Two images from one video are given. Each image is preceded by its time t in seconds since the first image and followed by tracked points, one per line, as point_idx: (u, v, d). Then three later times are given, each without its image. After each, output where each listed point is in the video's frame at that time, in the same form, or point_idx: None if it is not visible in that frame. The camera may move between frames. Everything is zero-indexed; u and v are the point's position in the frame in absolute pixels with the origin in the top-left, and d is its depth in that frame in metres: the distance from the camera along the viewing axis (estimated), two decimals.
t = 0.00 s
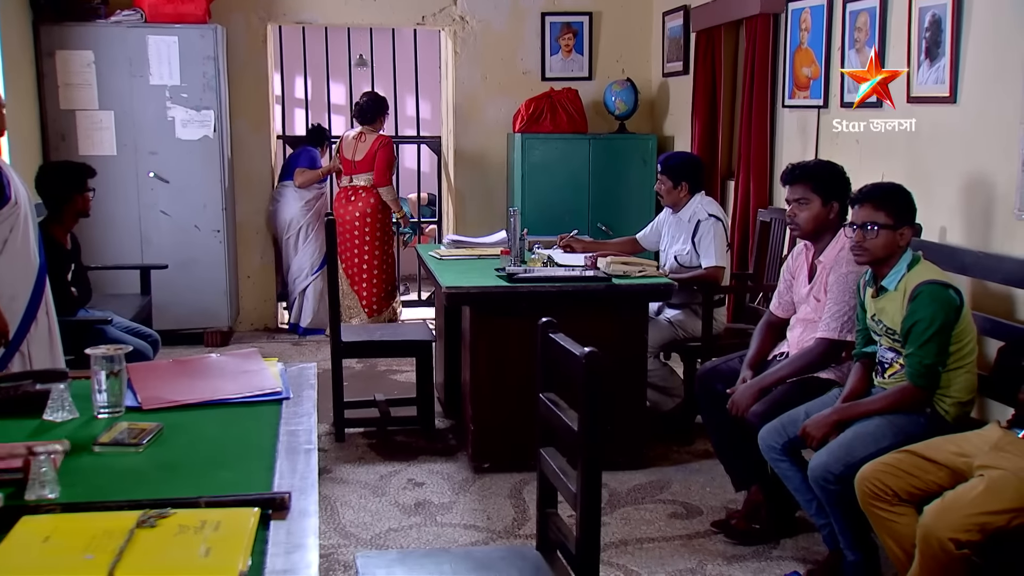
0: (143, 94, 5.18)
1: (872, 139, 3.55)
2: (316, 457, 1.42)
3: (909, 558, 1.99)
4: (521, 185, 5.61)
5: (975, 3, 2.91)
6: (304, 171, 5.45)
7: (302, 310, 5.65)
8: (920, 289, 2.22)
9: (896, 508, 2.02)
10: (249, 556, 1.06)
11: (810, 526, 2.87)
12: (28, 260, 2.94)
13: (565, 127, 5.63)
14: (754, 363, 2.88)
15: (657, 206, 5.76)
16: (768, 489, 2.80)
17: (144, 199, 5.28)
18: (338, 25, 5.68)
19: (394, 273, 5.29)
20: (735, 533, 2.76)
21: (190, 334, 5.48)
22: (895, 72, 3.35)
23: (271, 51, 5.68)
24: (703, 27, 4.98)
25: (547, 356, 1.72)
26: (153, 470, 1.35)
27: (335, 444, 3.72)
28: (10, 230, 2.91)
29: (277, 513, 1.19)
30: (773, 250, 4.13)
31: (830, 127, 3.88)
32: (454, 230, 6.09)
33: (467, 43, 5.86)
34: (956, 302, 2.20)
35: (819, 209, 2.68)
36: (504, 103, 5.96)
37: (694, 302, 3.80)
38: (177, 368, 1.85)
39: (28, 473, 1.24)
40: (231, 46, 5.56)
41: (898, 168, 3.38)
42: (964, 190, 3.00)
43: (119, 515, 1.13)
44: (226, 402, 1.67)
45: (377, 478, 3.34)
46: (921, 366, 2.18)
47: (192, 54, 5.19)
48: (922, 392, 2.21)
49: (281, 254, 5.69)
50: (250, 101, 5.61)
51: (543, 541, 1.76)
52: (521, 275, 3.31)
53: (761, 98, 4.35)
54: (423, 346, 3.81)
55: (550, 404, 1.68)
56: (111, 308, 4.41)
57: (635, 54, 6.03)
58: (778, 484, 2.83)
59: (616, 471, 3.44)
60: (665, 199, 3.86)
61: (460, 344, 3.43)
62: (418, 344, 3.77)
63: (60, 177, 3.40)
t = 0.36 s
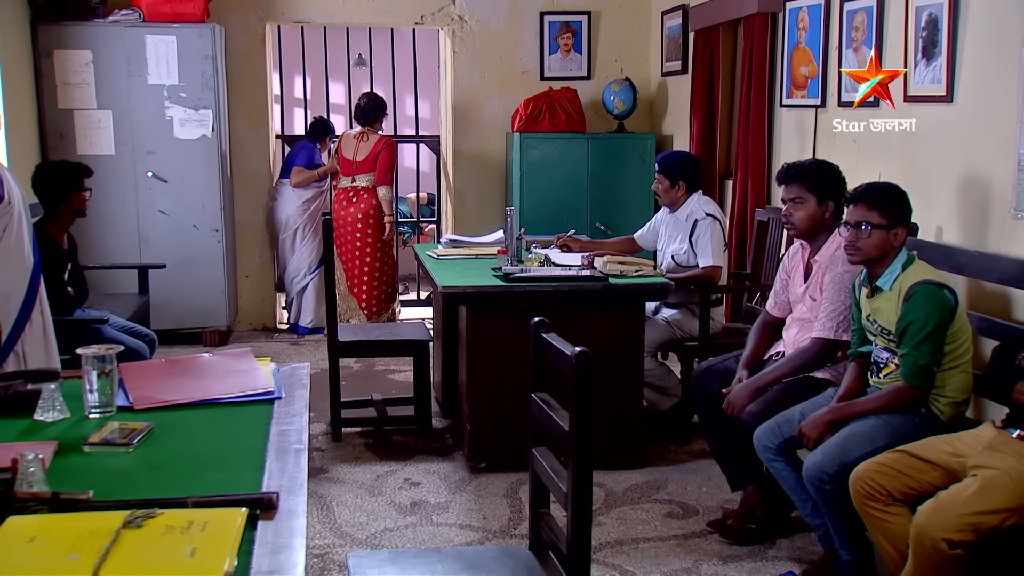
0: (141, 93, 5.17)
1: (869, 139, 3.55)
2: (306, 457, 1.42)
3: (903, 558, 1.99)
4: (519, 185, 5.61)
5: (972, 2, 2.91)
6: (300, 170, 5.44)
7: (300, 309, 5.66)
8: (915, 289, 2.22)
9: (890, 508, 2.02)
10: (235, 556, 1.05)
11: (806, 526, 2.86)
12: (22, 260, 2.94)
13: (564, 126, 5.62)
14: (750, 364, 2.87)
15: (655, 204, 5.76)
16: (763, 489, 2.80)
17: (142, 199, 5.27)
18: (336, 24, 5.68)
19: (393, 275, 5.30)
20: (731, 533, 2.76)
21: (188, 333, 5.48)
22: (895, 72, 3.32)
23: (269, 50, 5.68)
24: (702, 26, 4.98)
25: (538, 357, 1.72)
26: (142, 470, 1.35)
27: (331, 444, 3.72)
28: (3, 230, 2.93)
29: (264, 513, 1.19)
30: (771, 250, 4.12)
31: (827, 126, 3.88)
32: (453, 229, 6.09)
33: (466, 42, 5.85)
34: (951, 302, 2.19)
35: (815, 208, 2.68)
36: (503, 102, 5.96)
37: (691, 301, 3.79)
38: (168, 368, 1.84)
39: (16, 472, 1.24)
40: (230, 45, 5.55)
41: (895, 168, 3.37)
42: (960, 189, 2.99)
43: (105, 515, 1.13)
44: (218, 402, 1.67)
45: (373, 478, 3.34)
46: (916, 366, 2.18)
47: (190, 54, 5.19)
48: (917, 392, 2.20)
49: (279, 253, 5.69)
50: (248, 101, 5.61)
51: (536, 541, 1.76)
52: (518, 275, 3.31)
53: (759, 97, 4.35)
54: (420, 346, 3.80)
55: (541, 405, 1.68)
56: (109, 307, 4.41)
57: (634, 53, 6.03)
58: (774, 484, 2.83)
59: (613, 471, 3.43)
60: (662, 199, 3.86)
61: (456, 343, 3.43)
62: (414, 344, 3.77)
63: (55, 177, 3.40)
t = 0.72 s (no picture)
0: (138, 93, 5.17)
1: (865, 138, 3.54)
2: (296, 458, 1.41)
3: (896, 559, 2.00)
4: (517, 184, 5.60)
5: (967, 2, 2.91)
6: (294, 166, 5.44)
7: (292, 306, 5.64)
8: (909, 290, 2.22)
9: (883, 509, 2.02)
10: (222, 557, 1.05)
11: (801, 526, 2.86)
12: (16, 260, 2.93)
13: (562, 126, 5.62)
14: (745, 364, 2.86)
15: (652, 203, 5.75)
16: (758, 489, 2.80)
17: (140, 199, 5.27)
18: (334, 24, 5.67)
19: (390, 275, 5.32)
20: (726, 534, 2.76)
21: (185, 333, 5.48)
22: (897, 72, 3.27)
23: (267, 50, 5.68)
24: (700, 26, 4.97)
25: (530, 356, 1.72)
26: (131, 471, 1.34)
27: (328, 444, 3.72)
28: None
29: (253, 514, 1.19)
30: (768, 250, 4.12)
31: (825, 126, 3.87)
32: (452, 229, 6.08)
33: (464, 42, 5.85)
34: (946, 303, 2.19)
35: (810, 208, 2.68)
36: (501, 102, 5.95)
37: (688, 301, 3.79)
38: (161, 368, 1.85)
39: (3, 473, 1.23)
40: (227, 45, 5.55)
41: (892, 169, 3.37)
42: (956, 189, 2.99)
43: (93, 516, 1.13)
44: (210, 402, 1.67)
45: (369, 478, 3.34)
46: (911, 368, 2.18)
47: (187, 54, 5.18)
48: (912, 393, 2.20)
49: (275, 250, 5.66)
50: (246, 101, 5.61)
51: (527, 542, 1.75)
52: (513, 275, 3.30)
53: (756, 98, 4.34)
54: (416, 346, 3.80)
55: (531, 405, 1.68)
56: (106, 307, 4.41)
57: (633, 53, 6.02)
58: (769, 485, 2.83)
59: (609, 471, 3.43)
60: (658, 199, 3.85)
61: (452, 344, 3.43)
62: (411, 344, 3.77)
63: (51, 177, 3.40)
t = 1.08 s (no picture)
0: (135, 93, 5.17)
1: (862, 139, 3.54)
2: (286, 460, 1.41)
3: (890, 559, 1.99)
4: (515, 184, 5.60)
5: (963, 2, 2.91)
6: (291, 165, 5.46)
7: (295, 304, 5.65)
8: (904, 291, 2.21)
9: (877, 509, 2.02)
10: (208, 558, 1.05)
11: (797, 526, 2.86)
12: (11, 260, 2.92)
13: (559, 126, 5.61)
14: (741, 364, 2.86)
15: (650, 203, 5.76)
16: (755, 490, 2.79)
17: (138, 199, 5.27)
18: (332, 24, 5.67)
19: (388, 275, 5.31)
20: (721, 534, 2.76)
21: (184, 333, 5.47)
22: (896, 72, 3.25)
23: (266, 50, 5.67)
24: (698, 26, 4.97)
25: (521, 356, 1.71)
26: (120, 472, 1.34)
27: (325, 444, 3.72)
28: None
29: (241, 514, 1.18)
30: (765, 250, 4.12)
31: (822, 125, 3.86)
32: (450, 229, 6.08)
33: (462, 42, 5.85)
34: (942, 303, 2.19)
35: (805, 209, 2.68)
36: (499, 102, 5.95)
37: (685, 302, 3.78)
38: (153, 368, 1.84)
39: None
40: (225, 45, 5.55)
41: (888, 168, 3.37)
42: (953, 189, 2.98)
43: (80, 517, 1.13)
44: (203, 403, 1.67)
45: (366, 478, 3.34)
46: (907, 368, 2.17)
47: (185, 54, 5.18)
48: (906, 394, 2.20)
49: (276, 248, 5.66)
50: (244, 101, 5.60)
51: (520, 543, 1.75)
52: (510, 275, 3.30)
53: (753, 98, 4.34)
54: (413, 346, 3.80)
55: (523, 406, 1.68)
56: (103, 307, 4.41)
57: (631, 53, 6.01)
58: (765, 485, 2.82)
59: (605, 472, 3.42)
60: (655, 199, 3.85)
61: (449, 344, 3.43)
62: (408, 344, 3.76)
63: (47, 178, 3.39)
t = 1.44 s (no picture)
0: (133, 93, 5.17)
1: (859, 139, 3.53)
2: (277, 460, 1.41)
3: (885, 560, 1.99)
4: (514, 183, 5.59)
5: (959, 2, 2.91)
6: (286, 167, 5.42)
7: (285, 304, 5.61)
8: (899, 291, 2.21)
9: (872, 510, 2.02)
10: (195, 559, 1.05)
11: (793, 527, 2.86)
12: (7, 260, 2.92)
13: (558, 126, 5.61)
14: (737, 364, 2.86)
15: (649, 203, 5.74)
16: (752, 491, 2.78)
17: (136, 199, 5.27)
18: (330, 24, 5.67)
19: (384, 275, 5.31)
20: (717, 535, 2.75)
21: (182, 333, 5.47)
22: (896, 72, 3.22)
23: (264, 50, 5.67)
24: (696, 25, 4.96)
25: (514, 356, 1.71)
26: (109, 473, 1.34)
27: (322, 444, 3.71)
28: None
29: (230, 515, 1.18)
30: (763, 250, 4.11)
31: (820, 125, 3.86)
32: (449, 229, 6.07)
33: (461, 42, 5.84)
34: (937, 304, 2.18)
35: (801, 209, 2.67)
36: (498, 102, 5.95)
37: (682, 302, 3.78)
38: (146, 368, 1.84)
39: None
40: (223, 45, 5.54)
41: (886, 169, 3.36)
42: (951, 189, 2.98)
43: (69, 517, 1.12)
44: (196, 403, 1.66)
45: (363, 478, 3.34)
46: (902, 369, 2.17)
47: (183, 54, 5.18)
48: (902, 394, 2.19)
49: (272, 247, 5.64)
50: (243, 101, 5.60)
51: (513, 543, 1.75)
52: (506, 275, 3.30)
53: (751, 98, 4.33)
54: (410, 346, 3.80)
55: (517, 408, 1.68)
56: (101, 307, 4.40)
57: (631, 53, 6.01)
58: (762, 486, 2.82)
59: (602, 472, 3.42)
60: (652, 199, 3.85)
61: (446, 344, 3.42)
62: (405, 344, 3.76)
63: (44, 177, 3.39)
